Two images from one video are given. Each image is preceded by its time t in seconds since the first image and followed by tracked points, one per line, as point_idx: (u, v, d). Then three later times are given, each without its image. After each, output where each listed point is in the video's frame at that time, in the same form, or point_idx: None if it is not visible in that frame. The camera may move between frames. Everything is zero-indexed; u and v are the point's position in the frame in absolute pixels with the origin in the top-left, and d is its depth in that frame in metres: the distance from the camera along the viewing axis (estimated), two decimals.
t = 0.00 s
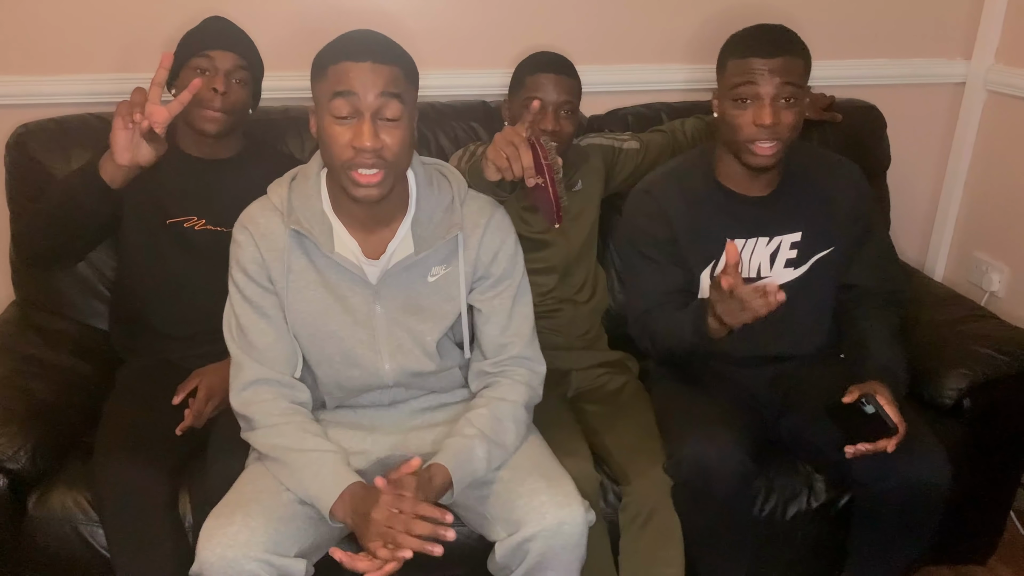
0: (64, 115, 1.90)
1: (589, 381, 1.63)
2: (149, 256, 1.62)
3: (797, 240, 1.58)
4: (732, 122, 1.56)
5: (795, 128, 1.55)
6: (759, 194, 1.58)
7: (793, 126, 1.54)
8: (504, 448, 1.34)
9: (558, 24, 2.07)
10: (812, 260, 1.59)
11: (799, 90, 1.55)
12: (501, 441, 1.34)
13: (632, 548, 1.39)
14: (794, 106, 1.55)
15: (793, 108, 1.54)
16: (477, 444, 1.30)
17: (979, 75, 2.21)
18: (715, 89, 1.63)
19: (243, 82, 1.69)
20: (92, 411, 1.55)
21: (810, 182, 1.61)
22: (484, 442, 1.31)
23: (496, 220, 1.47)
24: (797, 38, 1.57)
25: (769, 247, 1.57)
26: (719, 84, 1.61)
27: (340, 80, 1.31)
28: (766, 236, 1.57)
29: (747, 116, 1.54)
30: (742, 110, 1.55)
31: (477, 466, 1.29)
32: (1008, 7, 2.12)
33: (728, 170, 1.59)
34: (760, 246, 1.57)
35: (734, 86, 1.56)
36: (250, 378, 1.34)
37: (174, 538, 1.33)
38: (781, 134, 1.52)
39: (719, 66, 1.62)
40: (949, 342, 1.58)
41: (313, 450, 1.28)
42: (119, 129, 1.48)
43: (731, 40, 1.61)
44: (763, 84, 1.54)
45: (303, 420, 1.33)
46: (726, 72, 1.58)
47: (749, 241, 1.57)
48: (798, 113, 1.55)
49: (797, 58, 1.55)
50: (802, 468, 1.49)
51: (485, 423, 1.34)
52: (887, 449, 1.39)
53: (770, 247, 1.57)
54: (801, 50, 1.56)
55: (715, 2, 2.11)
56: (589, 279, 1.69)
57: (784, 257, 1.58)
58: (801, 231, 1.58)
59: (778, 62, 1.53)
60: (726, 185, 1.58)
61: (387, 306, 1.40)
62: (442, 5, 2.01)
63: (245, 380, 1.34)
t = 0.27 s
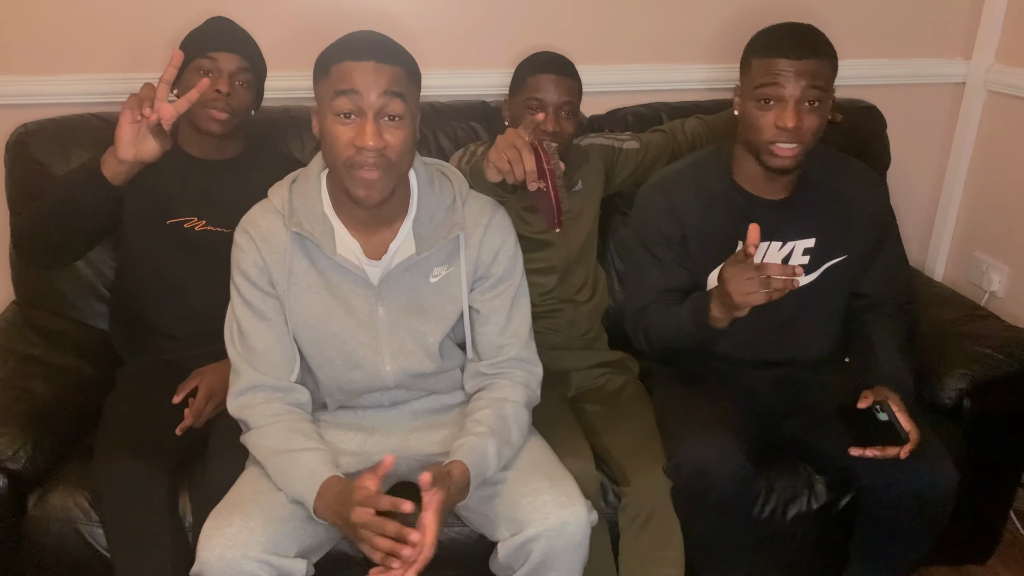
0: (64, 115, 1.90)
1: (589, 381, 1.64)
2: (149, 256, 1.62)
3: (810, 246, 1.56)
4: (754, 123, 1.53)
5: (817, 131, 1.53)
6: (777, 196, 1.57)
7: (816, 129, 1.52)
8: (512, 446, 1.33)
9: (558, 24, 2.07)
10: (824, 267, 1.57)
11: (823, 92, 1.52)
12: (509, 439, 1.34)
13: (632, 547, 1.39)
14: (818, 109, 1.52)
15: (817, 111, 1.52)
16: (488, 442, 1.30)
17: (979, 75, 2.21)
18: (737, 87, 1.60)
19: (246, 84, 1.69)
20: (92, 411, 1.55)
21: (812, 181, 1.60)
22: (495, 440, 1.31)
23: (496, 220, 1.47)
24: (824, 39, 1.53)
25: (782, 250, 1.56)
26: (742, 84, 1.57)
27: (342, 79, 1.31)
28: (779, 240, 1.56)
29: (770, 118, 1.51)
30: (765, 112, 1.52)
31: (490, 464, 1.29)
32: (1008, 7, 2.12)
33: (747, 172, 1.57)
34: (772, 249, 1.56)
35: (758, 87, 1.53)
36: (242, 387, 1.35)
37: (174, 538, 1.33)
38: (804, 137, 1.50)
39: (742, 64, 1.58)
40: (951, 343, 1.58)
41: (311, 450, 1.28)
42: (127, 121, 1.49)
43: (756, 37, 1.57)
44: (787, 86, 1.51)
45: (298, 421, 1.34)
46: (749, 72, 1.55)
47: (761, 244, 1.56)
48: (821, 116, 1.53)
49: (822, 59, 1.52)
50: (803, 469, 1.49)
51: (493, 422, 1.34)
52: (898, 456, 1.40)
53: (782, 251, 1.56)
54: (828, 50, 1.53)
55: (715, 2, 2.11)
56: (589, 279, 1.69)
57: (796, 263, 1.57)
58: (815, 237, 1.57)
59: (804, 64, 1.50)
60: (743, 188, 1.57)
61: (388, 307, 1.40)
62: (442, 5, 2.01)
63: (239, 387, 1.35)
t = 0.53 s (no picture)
0: (64, 115, 1.90)
1: (590, 380, 1.64)
2: (149, 256, 1.62)
3: (820, 250, 1.57)
4: (769, 125, 1.52)
5: (832, 134, 1.52)
6: (788, 198, 1.57)
7: (832, 132, 1.51)
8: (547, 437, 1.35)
9: (558, 24, 2.07)
10: (834, 270, 1.58)
11: (840, 95, 1.51)
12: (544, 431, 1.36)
13: (631, 547, 1.39)
14: (834, 112, 1.51)
15: (834, 114, 1.51)
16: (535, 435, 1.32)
17: (979, 75, 2.21)
18: (754, 85, 1.59)
19: (247, 87, 1.69)
20: (91, 411, 1.55)
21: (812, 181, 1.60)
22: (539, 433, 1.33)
23: (497, 220, 1.46)
24: (842, 42, 1.52)
25: (792, 254, 1.57)
26: (758, 82, 1.56)
27: (345, 84, 1.31)
28: (789, 243, 1.57)
29: (786, 120, 1.50)
30: (781, 113, 1.51)
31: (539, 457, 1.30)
32: (1008, 7, 2.12)
33: (758, 174, 1.56)
34: (782, 252, 1.57)
35: (775, 87, 1.52)
36: (232, 389, 1.34)
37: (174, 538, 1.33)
38: (820, 140, 1.50)
39: (760, 62, 1.57)
40: (951, 343, 1.58)
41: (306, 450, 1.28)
42: (123, 133, 1.45)
43: (775, 36, 1.55)
44: (805, 87, 1.49)
45: (287, 421, 1.33)
46: (767, 71, 1.54)
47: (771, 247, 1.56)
48: (838, 118, 1.52)
49: (842, 61, 1.50)
50: (803, 469, 1.49)
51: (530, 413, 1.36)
52: (896, 457, 1.40)
53: (792, 254, 1.57)
54: (846, 53, 1.52)
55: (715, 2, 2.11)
56: (589, 280, 1.69)
57: (805, 266, 1.58)
58: (826, 240, 1.57)
59: (823, 66, 1.48)
60: (754, 189, 1.56)
61: (389, 308, 1.40)
62: (442, 5, 2.01)
63: (229, 390, 1.34)
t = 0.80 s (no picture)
0: (64, 115, 1.90)
1: (590, 381, 1.64)
2: (150, 256, 1.62)
3: (827, 252, 1.57)
4: (777, 126, 1.52)
5: (841, 132, 1.52)
6: (799, 197, 1.57)
7: (840, 130, 1.51)
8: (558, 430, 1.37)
9: (558, 24, 2.07)
10: (839, 274, 1.59)
11: (846, 92, 1.51)
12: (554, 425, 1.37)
13: (632, 547, 1.39)
14: (842, 109, 1.51)
15: (841, 112, 1.51)
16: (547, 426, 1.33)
17: (979, 76, 2.21)
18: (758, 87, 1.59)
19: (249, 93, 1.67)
20: (91, 411, 1.55)
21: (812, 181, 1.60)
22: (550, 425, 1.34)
23: (499, 221, 1.46)
24: (845, 40, 1.52)
25: (798, 257, 1.57)
26: (764, 84, 1.56)
27: (341, 93, 1.31)
28: (795, 246, 1.57)
29: (793, 120, 1.51)
30: (788, 113, 1.51)
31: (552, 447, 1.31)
32: (1008, 7, 2.12)
33: (768, 174, 1.57)
34: (789, 254, 1.57)
35: (780, 88, 1.52)
36: (231, 392, 1.34)
37: (174, 539, 1.33)
38: (828, 139, 1.50)
39: (765, 64, 1.57)
40: (953, 343, 1.58)
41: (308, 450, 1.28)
42: (117, 155, 1.48)
43: (778, 37, 1.56)
44: (811, 86, 1.50)
45: (282, 420, 1.32)
46: (771, 73, 1.54)
47: (778, 249, 1.56)
48: (845, 116, 1.52)
49: (846, 57, 1.50)
50: (803, 469, 1.48)
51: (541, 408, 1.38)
52: (907, 458, 1.40)
53: (799, 257, 1.57)
54: (850, 50, 1.52)
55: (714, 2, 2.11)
56: (589, 280, 1.69)
57: (812, 269, 1.58)
58: (832, 243, 1.58)
59: (828, 64, 1.49)
60: (761, 187, 1.56)
61: (391, 309, 1.40)
62: (442, 5, 2.01)
63: (228, 393, 1.35)
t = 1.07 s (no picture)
0: (64, 115, 1.90)
1: (590, 380, 1.63)
2: (150, 257, 1.62)
3: (835, 256, 1.57)
4: (791, 125, 1.52)
5: (854, 133, 1.53)
6: (811, 198, 1.57)
7: (855, 129, 1.51)
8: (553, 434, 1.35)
9: (558, 24, 2.07)
10: (846, 277, 1.59)
11: (860, 93, 1.52)
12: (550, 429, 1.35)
13: (634, 547, 1.39)
14: (856, 110, 1.52)
15: (856, 111, 1.52)
16: (543, 431, 1.32)
17: (979, 76, 2.21)
18: (771, 87, 1.59)
19: (247, 109, 1.65)
20: (91, 411, 1.55)
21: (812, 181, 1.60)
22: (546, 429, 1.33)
23: (502, 221, 1.46)
24: (859, 42, 1.53)
25: (806, 260, 1.57)
26: (778, 84, 1.57)
27: (350, 98, 1.30)
28: (804, 249, 1.56)
29: (808, 119, 1.51)
30: (803, 113, 1.52)
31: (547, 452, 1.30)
32: (1008, 7, 2.12)
33: (780, 174, 1.56)
34: (797, 258, 1.56)
35: (796, 87, 1.52)
36: (233, 391, 1.34)
37: (174, 539, 1.33)
38: (845, 137, 1.50)
39: (778, 64, 1.57)
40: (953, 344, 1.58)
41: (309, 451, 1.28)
42: (107, 194, 1.53)
43: (792, 37, 1.56)
44: (827, 85, 1.50)
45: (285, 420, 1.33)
46: (785, 72, 1.54)
47: (785, 252, 1.56)
48: (860, 115, 1.52)
49: (860, 58, 1.51)
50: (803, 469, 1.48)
51: (537, 411, 1.37)
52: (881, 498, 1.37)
53: (807, 261, 1.57)
54: (863, 51, 1.53)
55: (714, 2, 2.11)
56: (589, 280, 1.70)
57: (819, 273, 1.57)
58: (840, 246, 1.58)
59: (843, 65, 1.49)
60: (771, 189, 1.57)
61: (394, 310, 1.40)
62: (442, 5, 2.01)
63: (230, 391, 1.35)
